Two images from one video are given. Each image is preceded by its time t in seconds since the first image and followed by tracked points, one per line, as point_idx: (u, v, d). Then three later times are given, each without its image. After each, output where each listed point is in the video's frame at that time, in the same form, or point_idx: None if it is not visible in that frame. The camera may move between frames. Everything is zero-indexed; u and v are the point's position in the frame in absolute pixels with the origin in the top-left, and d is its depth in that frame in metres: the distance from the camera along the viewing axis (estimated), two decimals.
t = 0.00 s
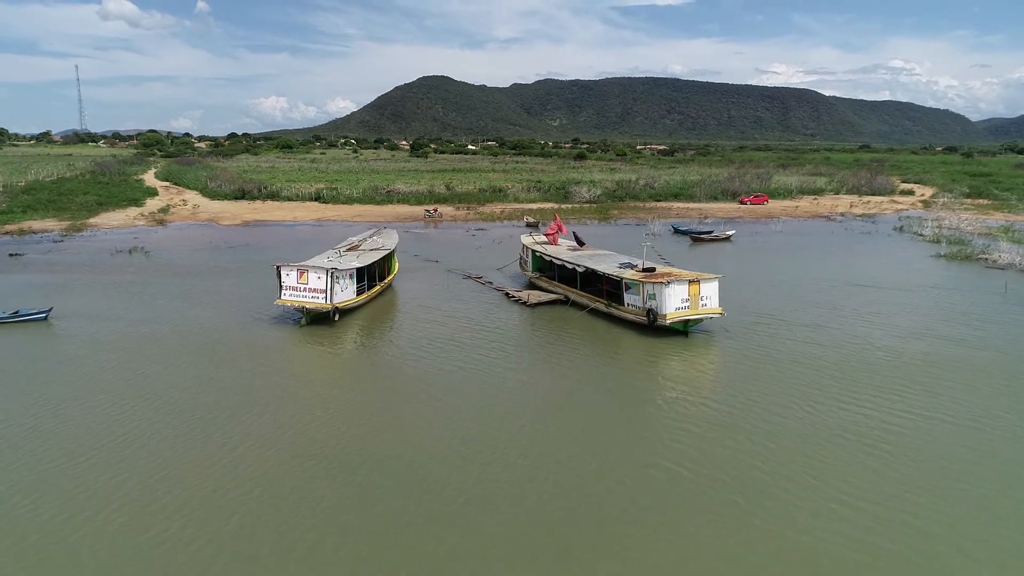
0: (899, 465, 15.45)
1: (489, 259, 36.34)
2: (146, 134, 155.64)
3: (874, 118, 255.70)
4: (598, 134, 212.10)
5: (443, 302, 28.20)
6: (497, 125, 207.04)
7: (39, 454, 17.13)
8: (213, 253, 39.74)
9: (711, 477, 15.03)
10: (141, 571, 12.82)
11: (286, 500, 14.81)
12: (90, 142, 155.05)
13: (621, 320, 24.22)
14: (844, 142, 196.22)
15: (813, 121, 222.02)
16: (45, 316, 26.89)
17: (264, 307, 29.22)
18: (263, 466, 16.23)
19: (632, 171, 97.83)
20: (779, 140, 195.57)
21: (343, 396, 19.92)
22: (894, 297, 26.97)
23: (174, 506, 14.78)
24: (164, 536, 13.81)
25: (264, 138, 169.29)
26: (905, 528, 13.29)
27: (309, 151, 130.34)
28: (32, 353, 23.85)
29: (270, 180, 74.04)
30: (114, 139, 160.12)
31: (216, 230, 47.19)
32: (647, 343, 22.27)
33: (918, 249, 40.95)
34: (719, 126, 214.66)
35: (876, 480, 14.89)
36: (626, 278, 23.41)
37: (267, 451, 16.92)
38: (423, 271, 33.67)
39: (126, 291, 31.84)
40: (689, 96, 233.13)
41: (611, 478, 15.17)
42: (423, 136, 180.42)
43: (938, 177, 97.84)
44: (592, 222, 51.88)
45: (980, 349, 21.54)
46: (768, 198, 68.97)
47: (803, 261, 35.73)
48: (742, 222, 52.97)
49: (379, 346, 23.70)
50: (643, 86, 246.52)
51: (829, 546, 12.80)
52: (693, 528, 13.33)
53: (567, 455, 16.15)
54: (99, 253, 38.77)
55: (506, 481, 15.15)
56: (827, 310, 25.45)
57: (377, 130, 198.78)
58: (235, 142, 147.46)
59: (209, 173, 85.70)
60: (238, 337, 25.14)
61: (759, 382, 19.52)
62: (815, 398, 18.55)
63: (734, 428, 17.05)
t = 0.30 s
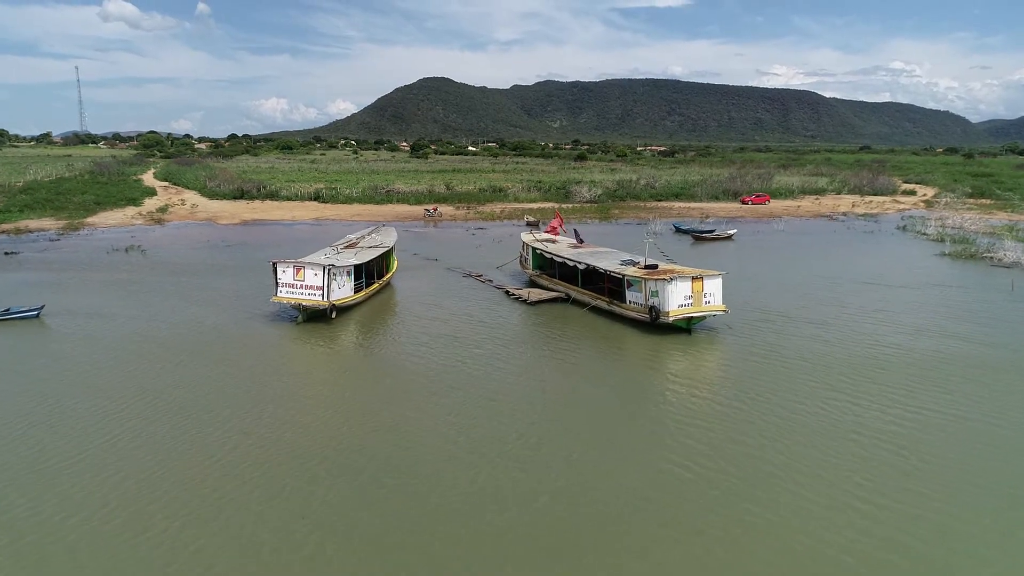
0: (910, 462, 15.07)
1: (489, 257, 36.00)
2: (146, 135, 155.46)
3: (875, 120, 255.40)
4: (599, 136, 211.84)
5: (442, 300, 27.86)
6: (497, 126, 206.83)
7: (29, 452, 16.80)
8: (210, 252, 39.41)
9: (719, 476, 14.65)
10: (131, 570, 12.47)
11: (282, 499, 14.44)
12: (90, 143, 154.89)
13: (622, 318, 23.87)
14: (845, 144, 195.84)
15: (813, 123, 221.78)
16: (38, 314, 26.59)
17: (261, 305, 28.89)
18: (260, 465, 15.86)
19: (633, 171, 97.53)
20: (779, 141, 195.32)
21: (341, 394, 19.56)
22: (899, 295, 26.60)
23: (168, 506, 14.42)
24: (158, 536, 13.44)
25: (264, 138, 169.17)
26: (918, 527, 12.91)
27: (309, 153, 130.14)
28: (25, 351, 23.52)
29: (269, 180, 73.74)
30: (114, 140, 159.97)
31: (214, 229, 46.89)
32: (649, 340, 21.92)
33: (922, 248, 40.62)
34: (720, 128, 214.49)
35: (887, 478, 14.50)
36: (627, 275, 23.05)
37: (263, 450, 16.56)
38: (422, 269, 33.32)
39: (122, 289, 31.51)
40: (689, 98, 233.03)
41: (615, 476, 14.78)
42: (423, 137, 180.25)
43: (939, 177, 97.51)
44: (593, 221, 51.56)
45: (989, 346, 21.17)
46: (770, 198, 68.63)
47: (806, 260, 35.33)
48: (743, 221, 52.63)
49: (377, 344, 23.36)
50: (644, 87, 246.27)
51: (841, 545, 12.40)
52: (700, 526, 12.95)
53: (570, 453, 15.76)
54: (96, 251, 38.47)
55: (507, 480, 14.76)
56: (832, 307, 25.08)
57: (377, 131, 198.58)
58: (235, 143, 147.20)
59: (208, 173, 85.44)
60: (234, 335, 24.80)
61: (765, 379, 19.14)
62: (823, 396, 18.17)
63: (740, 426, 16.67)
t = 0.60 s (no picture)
0: (920, 461, 14.69)
1: (489, 256, 35.60)
2: (146, 136, 155.23)
3: (875, 121, 255.25)
4: (599, 137, 211.68)
5: (441, 299, 27.49)
6: (497, 128, 206.64)
7: (18, 451, 16.45)
8: (207, 251, 39.04)
9: (725, 475, 14.26)
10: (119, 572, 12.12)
11: (276, 499, 14.07)
12: (90, 145, 154.88)
13: (624, 317, 23.51)
14: (846, 145, 195.65)
15: (813, 125, 221.52)
16: (27, 311, 26.23)
17: (258, 304, 28.52)
18: (254, 465, 15.49)
19: (634, 172, 97.17)
20: (780, 143, 195.01)
21: (337, 394, 19.19)
22: (905, 294, 26.21)
23: (158, 507, 14.04)
24: (147, 538, 13.05)
25: (264, 140, 168.95)
26: (932, 526, 12.52)
27: (308, 155, 129.97)
28: (17, 350, 23.17)
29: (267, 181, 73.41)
30: (115, 142, 159.91)
31: (211, 229, 46.55)
32: (651, 339, 21.56)
33: (925, 247, 40.24)
34: (720, 130, 214.27)
35: (897, 477, 14.11)
36: (629, 272, 22.69)
37: (257, 450, 16.18)
38: (421, 268, 32.97)
39: (116, 288, 31.14)
40: (689, 100, 232.91)
41: (617, 476, 14.41)
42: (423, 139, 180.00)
43: (941, 179, 97.20)
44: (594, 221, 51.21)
45: (997, 344, 20.78)
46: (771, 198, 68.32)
47: (809, 259, 34.97)
48: (745, 221, 52.28)
49: (375, 343, 23.00)
50: (644, 89, 246.15)
51: (853, 545, 12.01)
52: (706, 527, 12.57)
53: (571, 453, 15.38)
54: (91, 251, 38.12)
55: (507, 480, 14.39)
56: (838, 306, 24.69)
57: (377, 133, 198.39)
58: (235, 145, 146.89)
59: (208, 173, 85.22)
60: (229, 334, 24.43)
61: (771, 378, 18.75)
62: (829, 394, 17.80)
63: (745, 425, 16.30)
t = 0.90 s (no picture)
0: (930, 462, 14.29)
1: (488, 256, 35.23)
2: (146, 139, 155.29)
3: (876, 124, 255.22)
4: (599, 140, 211.68)
5: (440, 299, 27.14)
6: (498, 130, 206.67)
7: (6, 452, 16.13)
8: (204, 251, 38.71)
9: (728, 477, 13.86)
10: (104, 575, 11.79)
11: (268, 502, 13.66)
12: (91, 147, 154.97)
13: (625, 316, 23.15)
14: (847, 148, 195.60)
15: (813, 128, 221.38)
16: (20, 311, 25.89)
17: (254, 303, 28.17)
18: (246, 466, 15.11)
19: (634, 174, 96.82)
20: (780, 146, 194.71)
21: (333, 394, 18.79)
22: (911, 293, 25.80)
23: (146, 510, 13.65)
24: (133, 542, 12.66)
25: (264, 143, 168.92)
26: (943, 531, 12.12)
27: (308, 157, 129.77)
28: (9, 349, 22.84)
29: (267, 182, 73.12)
30: (116, 144, 160.00)
31: (210, 229, 46.26)
32: (653, 339, 21.20)
33: (929, 247, 39.80)
34: (720, 133, 214.06)
35: (905, 478, 13.75)
36: (631, 270, 22.31)
37: (250, 451, 15.79)
38: (420, 268, 32.63)
39: (111, 287, 30.80)
40: (689, 103, 232.90)
41: (618, 478, 14.01)
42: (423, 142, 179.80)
43: (943, 181, 96.76)
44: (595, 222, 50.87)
45: (1006, 343, 20.39)
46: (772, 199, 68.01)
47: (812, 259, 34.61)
48: (747, 222, 51.91)
49: (372, 343, 22.65)
50: (644, 91, 246.19)
51: (861, 550, 11.62)
52: (710, 531, 12.15)
53: (570, 455, 14.97)
54: (88, 250, 37.82)
55: (505, 482, 14.02)
56: (842, 305, 24.31)
57: (377, 136, 198.40)
58: (235, 148, 146.79)
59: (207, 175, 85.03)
60: (224, 334, 24.08)
61: (776, 378, 18.35)
62: (836, 394, 17.40)
63: (750, 426, 15.89)
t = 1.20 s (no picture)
0: (943, 463, 13.90)
1: (488, 257, 34.88)
2: (147, 142, 155.18)
3: (876, 128, 255.25)
4: (599, 143, 211.52)
5: (439, 299, 26.78)
6: (498, 134, 206.60)
7: None
8: (201, 251, 38.40)
9: (736, 479, 13.47)
10: None
11: (263, 505, 13.26)
12: (91, 150, 155.00)
13: (627, 316, 22.81)
14: (847, 151, 195.45)
15: (813, 131, 221.28)
16: (12, 310, 25.52)
17: (251, 303, 27.80)
18: (240, 468, 14.71)
19: (635, 176, 96.47)
20: (781, 149, 194.32)
21: (330, 395, 18.42)
22: (917, 293, 25.43)
23: (137, 513, 13.25)
24: (123, 546, 12.26)
25: (264, 146, 168.92)
26: (959, 534, 11.73)
27: (308, 160, 129.55)
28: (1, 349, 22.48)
29: (266, 185, 72.86)
30: (115, 147, 159.79)
31: (207, 230, 45.94)
32: (656, 338, 20.84)
33: (934, 248, 39.42)
34: (721, 136, 213.87)
35: (916, 478, 13.39)
36: (633, 269, 21.96)
37: (245, 452, 15.41)
38: (419, 268, 32.29)
39: (107, 288, 30.44)
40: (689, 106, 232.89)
41: (622, 479, 13.64)
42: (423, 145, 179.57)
43: (944, 183, 96.36)
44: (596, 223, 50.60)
45: (1015, 342, 20.01)
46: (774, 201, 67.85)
47: (815, 259, 34.29)
48: (749, 223, 51.60)
49: (370, 343, 22.30)
50: (644, 95, 246.31)
51: (875, 554, 11.23)
52: (717, 533, 11.80)
53: (573, 456, 14.58)
54: (84, 251, 37.51)
55: (507, 484, 13.63)
56: (848, 305, 23.94)
57: (377, 139, 198.22)
58: (235, 151, 146.70)
59: (207, 177, 84.75)
60: (220, 334, 23.72)
61: (783, 379, 17.97)
62: (845, 394, 17.01)
63: (757, 426, 15.51)
